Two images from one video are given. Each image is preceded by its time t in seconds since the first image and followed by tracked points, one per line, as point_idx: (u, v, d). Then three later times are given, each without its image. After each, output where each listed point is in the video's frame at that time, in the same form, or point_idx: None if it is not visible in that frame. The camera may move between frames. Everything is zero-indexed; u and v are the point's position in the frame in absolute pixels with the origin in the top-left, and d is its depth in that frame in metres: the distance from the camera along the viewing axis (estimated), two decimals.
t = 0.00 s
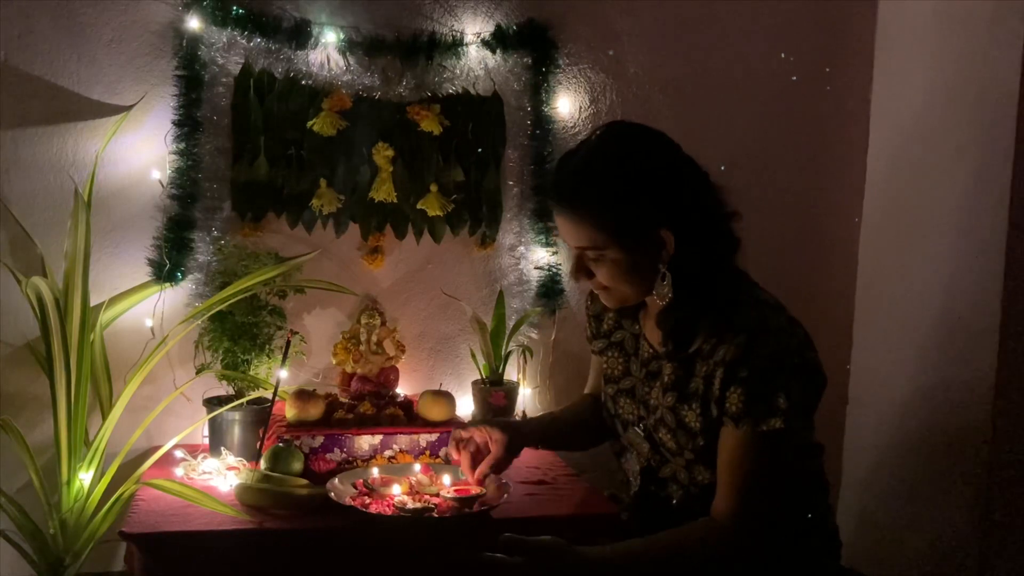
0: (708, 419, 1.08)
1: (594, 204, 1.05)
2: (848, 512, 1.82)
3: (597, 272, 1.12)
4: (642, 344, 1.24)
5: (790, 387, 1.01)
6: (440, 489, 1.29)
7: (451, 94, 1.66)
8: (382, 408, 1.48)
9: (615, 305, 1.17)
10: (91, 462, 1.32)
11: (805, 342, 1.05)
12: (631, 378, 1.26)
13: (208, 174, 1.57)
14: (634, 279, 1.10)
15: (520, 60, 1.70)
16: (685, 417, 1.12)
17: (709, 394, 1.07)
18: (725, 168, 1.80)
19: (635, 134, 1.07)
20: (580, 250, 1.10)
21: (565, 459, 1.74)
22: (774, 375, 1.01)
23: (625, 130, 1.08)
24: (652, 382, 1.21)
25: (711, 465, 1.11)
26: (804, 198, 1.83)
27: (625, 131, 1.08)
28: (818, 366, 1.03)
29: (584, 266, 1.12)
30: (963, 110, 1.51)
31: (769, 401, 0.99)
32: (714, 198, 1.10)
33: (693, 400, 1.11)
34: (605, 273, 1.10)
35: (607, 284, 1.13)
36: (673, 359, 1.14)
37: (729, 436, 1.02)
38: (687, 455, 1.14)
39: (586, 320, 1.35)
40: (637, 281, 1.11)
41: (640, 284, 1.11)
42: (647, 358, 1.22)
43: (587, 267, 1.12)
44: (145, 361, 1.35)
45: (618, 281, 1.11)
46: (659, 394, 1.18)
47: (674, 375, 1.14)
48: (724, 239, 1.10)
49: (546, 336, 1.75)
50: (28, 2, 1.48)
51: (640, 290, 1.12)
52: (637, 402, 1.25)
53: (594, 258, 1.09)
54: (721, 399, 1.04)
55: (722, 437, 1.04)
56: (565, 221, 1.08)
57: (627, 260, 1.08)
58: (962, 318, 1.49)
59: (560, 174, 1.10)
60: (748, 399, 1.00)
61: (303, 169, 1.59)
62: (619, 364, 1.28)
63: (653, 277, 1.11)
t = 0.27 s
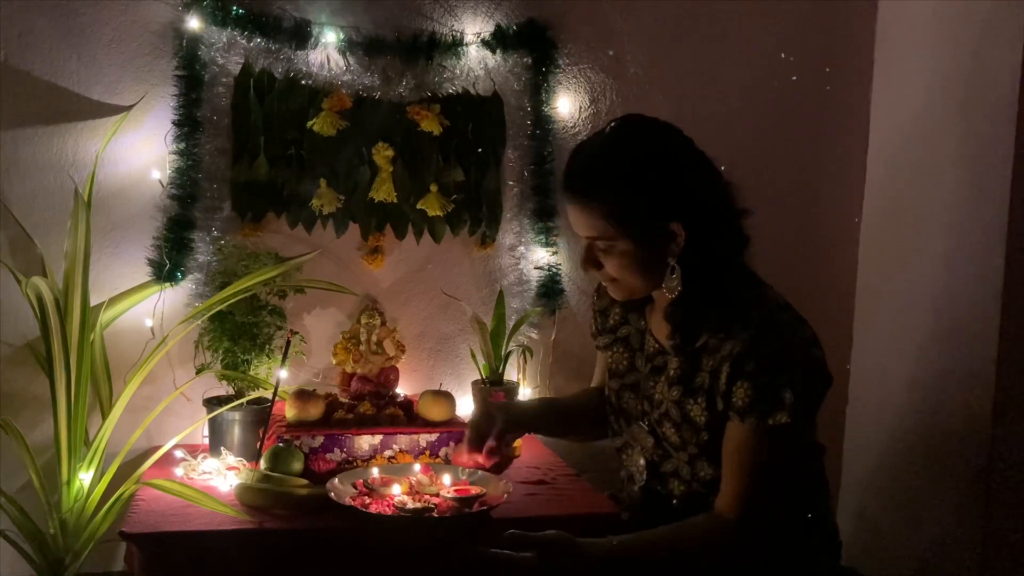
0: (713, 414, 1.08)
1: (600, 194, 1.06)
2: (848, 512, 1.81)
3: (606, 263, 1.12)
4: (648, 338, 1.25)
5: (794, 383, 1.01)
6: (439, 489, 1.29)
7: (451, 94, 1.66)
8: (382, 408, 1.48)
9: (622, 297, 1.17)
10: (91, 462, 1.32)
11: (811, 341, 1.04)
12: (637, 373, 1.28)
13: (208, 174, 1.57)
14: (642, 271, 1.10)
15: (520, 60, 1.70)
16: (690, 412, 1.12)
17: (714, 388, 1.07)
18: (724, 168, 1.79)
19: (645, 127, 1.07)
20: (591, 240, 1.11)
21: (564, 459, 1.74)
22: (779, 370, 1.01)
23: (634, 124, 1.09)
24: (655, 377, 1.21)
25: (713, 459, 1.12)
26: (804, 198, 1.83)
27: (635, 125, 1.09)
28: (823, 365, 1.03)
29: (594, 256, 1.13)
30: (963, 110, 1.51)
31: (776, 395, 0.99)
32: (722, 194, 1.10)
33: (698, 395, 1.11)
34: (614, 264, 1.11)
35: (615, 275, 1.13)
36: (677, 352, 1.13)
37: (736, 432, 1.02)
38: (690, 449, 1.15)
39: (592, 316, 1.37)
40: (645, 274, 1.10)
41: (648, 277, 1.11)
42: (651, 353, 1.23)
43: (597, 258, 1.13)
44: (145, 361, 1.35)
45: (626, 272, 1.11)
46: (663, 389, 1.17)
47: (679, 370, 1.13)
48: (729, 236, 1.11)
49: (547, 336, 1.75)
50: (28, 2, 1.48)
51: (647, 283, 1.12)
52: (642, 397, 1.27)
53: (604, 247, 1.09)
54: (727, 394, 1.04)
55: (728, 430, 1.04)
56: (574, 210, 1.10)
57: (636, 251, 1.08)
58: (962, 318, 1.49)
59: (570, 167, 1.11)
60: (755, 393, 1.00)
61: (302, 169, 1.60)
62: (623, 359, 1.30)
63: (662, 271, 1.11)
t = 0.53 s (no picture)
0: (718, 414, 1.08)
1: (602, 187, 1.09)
2: (847, 512, 1.82)
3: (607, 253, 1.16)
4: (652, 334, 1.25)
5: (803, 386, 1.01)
6: (440, 489, 1.29)
7: (451, 94, 1.66)
8: (382, 408, 1.48)
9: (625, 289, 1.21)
10: (91, 462, 1.32)
11: (820, 343, 1.05)
12: (642, 368, 1.25)
13: (208, 174, 1.57)
14: (639, 265, 1.12)
15: (520, 60, 1.70)
16: (693, 411, 1.11)
17: (720, 389, 1.07)
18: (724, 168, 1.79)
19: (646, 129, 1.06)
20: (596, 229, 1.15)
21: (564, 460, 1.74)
22: (786, 373, 1.01)
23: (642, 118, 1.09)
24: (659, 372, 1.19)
25: (713, 458, 1.12)
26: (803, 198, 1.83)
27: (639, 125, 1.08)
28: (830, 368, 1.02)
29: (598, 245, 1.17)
30: (963, 111, 1.51)
31: (783, 398, 1.00)
32: (726, 196, 1.08)
33: (703, 394, 1.10)
34: (613, 255, 1.14)
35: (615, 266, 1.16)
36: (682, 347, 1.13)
37: (741, 435, 1.02)
38: (692, 447, 1.13)
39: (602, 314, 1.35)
40: (642, 269, 1.13)
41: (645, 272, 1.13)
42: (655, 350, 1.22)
43: (601, 246, 1.17)
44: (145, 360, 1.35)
45: (624, 264, 1.14)
46: (668, 385, 1.16)
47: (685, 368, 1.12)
48: (735, 236, 1.09)
49: (546, 336, 1.75)
50: (28, 1, 1.48)
51: (644, 278, 1.14)
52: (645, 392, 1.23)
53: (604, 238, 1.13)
54: (733, 395, 1.05)
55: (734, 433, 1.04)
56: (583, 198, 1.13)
57: (633, 245, 1.11)
58: (962, 318, 1.49)
59: (584, 159, 1.12)
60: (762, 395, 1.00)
61: (302, 169, 1.59)
62: (630, 352, 1.28)
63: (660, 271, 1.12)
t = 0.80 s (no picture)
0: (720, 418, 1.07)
1: (615, 196, 1.11)
2: (848, 513, 1.81)
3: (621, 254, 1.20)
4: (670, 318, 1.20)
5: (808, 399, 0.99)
6: (439, 489, 1.29)
7: (451, 93, 1.66)
8: (382, 408, 1.49)
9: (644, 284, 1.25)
10: (91, 462, 1.32)
11: (832, 360, 1.02)
12: (655, 352, 1.21)
13: (208, 174, 1.56)
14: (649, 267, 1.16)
15: (520, 60, 1.70)
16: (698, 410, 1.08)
17: (726, 394, 1.04)
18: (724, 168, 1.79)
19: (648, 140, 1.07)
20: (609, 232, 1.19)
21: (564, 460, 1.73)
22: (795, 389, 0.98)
23: (646, 124, 1.10)
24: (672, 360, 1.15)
25: (713, 460, 1.10)
26: (803, 198, 1.83)
27: (641, 133, 1.09)
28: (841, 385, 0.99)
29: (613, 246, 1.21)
30: (963, 111, 1.52)
31: (789, 414, 0.97)
32: (726, 197, 1.06)
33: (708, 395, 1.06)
34: (625, 258, 1.19)
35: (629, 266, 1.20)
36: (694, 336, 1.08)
37: (745, 444, 0.99)
38: (690, 444, 1.12)
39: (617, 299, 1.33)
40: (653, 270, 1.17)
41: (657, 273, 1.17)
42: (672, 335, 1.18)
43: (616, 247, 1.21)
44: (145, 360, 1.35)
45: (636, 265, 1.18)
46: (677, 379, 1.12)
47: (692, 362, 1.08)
48: (738, 238, 1.07)
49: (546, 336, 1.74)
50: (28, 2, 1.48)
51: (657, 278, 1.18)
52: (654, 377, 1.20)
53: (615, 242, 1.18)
54: (738, 402, 1.01)
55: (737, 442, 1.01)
56: (598, 203, 1.15)
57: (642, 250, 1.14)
58: (962, 318, 1.49)
59: (600, 160, 1.15)
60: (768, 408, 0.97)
61: (302, 169, 1.60)
62: (648, 333, 1.23)
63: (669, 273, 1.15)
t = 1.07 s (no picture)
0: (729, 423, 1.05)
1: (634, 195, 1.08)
2: (848, 513, 1.81)
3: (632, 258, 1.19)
4: (685, 318, 1.20)
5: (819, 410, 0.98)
6: (439, 489, 1.29)
7: (451, 93, 1.66)
8: (382, 408, 1.48)
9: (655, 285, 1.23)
10: (91, 462, 1.32)
11: (846, 369, 1.01)
12: (666, 350, 1.22)
13: (208, 174, 1.57)
14: (661, 269, 1.15)
15: (520, 60, 1.70)
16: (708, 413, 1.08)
17: (735, 400, 1.03)
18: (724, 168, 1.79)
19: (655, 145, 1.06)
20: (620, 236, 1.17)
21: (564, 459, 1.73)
22: (807, 398, 0.97)
23: (655, 129, 1.09)
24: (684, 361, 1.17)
25: (721, 462, 1.10)
26: (803, 198, 1.83)
27: (650, 137, 1.08)
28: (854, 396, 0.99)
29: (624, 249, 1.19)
30: (963, 111, 1.52)
31: (799, 423, 0.96)
32: (726, 197, 1.05)
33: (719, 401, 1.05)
34: (641, 258, 1.15)
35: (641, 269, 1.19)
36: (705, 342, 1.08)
37: (756, 452, 0.98)
38: (700, 445, 1.11)
39: (622, 288, 1.37)
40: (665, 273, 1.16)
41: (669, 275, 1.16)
42: (686, 334, 1.19)
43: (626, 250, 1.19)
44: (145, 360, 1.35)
45: (648, 269, 1.17)
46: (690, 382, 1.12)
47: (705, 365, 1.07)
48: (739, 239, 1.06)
49: (547, 336, 1.74)
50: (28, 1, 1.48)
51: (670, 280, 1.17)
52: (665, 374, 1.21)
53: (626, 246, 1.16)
54: (749, 410, 0.99)
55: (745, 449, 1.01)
56: (619, 199, 1.11)
57: (654, 255, 1.13)
58: (963, 318, 1.49)
59: (615, 159, 1.12)
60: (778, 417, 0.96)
61: (302, 170, 1.60)
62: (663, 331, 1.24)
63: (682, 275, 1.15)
